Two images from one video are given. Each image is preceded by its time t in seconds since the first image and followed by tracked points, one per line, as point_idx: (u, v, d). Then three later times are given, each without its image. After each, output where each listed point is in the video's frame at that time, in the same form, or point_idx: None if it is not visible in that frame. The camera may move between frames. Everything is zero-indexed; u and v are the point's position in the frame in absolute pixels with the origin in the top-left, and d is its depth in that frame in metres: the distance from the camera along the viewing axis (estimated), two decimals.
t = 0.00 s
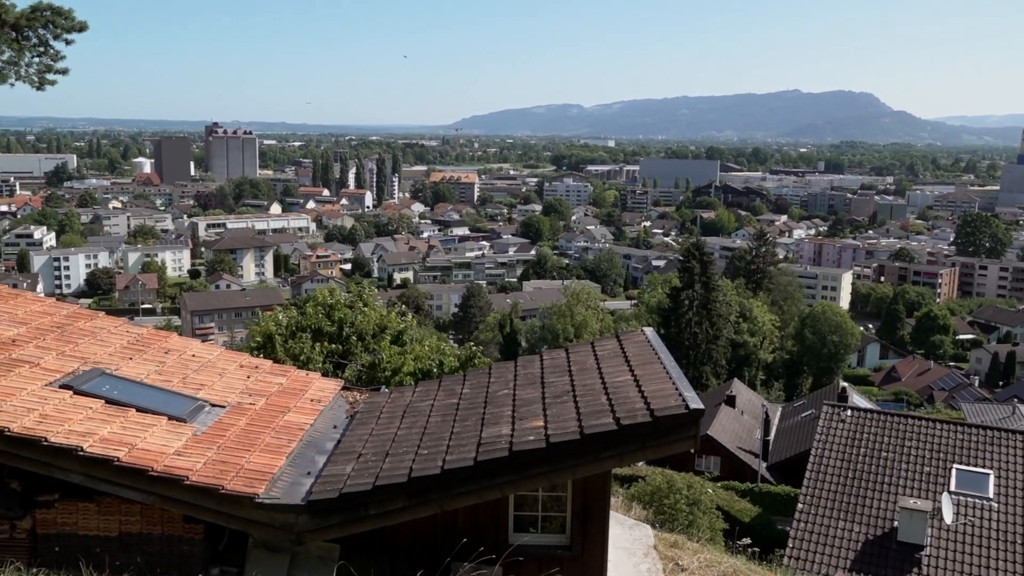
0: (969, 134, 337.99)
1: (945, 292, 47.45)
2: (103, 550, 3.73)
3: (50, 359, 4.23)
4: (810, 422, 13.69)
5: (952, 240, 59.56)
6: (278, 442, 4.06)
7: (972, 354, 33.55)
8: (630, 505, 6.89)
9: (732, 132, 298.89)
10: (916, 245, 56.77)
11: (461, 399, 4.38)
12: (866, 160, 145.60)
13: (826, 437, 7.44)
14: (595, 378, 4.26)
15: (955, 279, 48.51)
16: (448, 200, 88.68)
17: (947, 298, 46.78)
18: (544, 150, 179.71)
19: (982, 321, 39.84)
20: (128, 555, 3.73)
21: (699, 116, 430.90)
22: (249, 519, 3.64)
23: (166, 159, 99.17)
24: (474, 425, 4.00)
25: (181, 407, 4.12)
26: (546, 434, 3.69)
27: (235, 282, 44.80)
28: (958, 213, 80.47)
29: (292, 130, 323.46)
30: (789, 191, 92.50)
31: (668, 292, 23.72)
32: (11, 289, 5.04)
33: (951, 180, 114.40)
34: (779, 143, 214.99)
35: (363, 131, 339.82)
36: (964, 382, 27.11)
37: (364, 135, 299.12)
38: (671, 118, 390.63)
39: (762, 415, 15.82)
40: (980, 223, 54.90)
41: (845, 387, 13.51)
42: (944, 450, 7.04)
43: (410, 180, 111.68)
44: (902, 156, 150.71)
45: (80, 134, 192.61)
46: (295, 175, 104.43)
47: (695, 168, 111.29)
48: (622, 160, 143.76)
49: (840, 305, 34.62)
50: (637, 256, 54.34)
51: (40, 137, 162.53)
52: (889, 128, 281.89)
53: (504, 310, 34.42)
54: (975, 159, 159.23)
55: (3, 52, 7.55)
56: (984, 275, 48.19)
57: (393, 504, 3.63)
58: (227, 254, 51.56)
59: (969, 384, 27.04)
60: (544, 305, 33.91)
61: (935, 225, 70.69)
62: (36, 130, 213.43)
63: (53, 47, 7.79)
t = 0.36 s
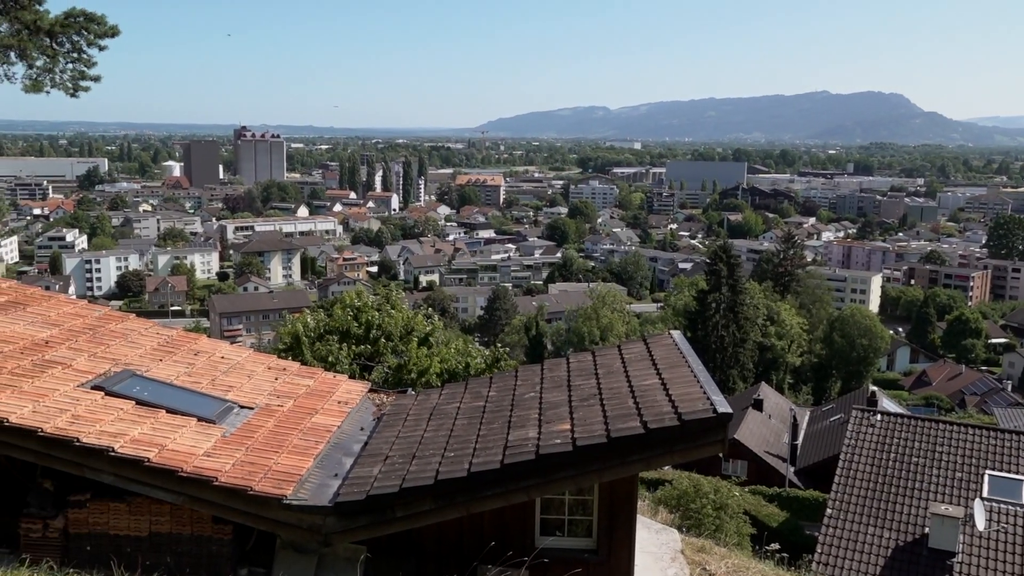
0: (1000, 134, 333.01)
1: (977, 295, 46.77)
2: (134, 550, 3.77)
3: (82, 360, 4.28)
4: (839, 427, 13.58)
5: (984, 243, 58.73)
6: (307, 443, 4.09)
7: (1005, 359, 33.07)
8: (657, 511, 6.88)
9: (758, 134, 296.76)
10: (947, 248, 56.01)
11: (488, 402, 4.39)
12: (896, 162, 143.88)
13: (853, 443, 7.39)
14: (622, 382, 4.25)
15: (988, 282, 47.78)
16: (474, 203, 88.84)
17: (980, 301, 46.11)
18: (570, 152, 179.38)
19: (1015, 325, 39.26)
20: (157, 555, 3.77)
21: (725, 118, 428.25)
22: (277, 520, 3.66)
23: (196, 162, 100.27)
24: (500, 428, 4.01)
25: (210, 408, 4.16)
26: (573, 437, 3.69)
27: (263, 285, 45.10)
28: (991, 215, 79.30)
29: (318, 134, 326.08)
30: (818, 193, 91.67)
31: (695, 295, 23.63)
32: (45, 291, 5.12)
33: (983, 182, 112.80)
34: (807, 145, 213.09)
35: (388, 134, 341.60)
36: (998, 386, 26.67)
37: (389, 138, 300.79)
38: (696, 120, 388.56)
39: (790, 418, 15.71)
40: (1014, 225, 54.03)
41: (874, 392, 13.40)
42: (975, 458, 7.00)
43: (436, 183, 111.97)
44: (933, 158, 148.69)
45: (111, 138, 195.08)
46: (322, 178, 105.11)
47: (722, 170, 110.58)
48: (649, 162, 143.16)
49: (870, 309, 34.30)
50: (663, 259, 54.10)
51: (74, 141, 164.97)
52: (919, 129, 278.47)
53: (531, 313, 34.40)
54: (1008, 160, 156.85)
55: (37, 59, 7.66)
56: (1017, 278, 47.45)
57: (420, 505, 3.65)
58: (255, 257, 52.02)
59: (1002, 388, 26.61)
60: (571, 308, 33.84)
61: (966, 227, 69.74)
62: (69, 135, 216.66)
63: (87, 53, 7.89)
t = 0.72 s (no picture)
0: None
1: (1010, 300, 46.06)
2: (163, 550, 3.80)
3: (112, 363, 4.33)
4: (868, 433, 13.44)
5: (1016, 246, 57.82)
6: (334, 445, 4.11)
7: None
8: (682, 515, 6.85)
9: (784, 136, 294.62)
10: (979, 251, 55.19)
11: (513, 406, 4.38)
12: (925, 164, 142.03)
13: (881, 447, 7.33)
14: (649, 385, 4.23)
15: (1020, 286, 47.03)
16: (499, 206, 88.94)
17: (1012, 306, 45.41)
18: (596, 155, 179.01)
19: None
20: (185, 557, 3.80)
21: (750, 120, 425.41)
22: (304, 522, 3.68)
23: (224, 165, 101.26)
24: (526, 431, 4.00)
25: (237, 410, 4.19)
26: (599, 441, 3.67)
27: (290, 287, 45.42)
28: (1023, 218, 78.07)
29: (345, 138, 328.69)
30: (846, 196, 90.75)
31: (721, 299, 23.49)
32: (76, 293, 5.18)
33: (1015, 185, 111.07)
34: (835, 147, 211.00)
35: (412, 138, 343.17)
36: None
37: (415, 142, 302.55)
38: (720, 123, 386.49)
39: (817, 423, 15.56)
40: None
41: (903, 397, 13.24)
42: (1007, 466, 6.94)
43: (461, 187, 112.21)
44: (963, 160, 146.63)
45: (141, 143, 197.24)
46: (348, 181, 105.71)
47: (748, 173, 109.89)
48: (675, 165, 142.49)
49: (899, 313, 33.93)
50: (689, 263, 53.81)
51: (106, 146, 167.19)
52: (949, 130, 274.95)
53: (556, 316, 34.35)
54: None
55: (69, 63, 7.75)
56: None
57: (445, 508, 3.65)
58: (282, 260, 52.42)
59: None
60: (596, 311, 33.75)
61: (998, 231, 68.69)
62: (102, 140, 219.59)
63: (118, 58, 7.98)
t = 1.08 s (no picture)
0: None
1: None
2: (189, 552, 3.82)
3: (140, 366, 4.38)
4: (896, 440, 13.33)
5: None
6: (358, 448, 4.12)
7: None
8: (705, 521, 6.82)
9: (809, 140, 292.52)
10: (1008, 256, 54.48)
11: (537, 411, 4.38)
12: (953, 168, 140.43)
13: (909, 453, 7.32)
14: (673, 391, 4.21)
15: None
16: (522, 211, 89.08)
17: None
18: (620, 160, 178.73)
19: None
20: (210, 558, 3.82)
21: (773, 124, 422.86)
22: (329, 525, 3.69)
23: (249, 171, 102.19)
24: (550, 435, 4.00)
25: (263, 414, 4.22)
26: (623, 447, 3.66)
27: (314, 291, 45.76)
28: None
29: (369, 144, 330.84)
30: (872, 201, 89.94)
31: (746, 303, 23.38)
32: (105, 296, 5.26)
33: None
34: (862, 152, 209.24)
35: (435, 143, 344.61)
36: None
37: (439, 147, 303.77)
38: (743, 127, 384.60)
39: (843, 430, 15.40)
40: None
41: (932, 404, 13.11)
42: None
43: (485, 191, 112.37)
44: (993, 164, 144.75)
45: (169, 148, 198.91)
46: (372, 186, 106.28)
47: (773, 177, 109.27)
48: (699, 169, 141.91)
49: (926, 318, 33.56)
50: (714, 267, 53.60)
51: (135, 152, 169.25)
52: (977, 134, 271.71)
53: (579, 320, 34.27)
54: None
55: (99, 68, 7.86)
56: None
57: (468, 514, 3.64)
58: (306, 264, 52.80)
59: None
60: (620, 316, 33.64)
61: None
62: (131, 145, 221.99)
63: (146, 63, 8.06)
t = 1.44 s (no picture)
0: None
1: None
2: (213, 554, 3.85)
3: (166, 367, 4.42)
4: (921, 448, 13.21)
5: None
6: (380, 453, 4.14)
7: None
8: (729, 529, 6.80)
9: (832, 145, 290.51)
10: None
11: (559, 415, 4.38)
12: (980, 173, 138.79)
13: (935, 463, 7.29)
14: (696, 397, 4.20)
15: None
16: (544, 216, 89.10)
17: None
18: (642, 165, 178.15)
19: None
20: (233, 561, 3.85)
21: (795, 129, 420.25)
22: (351, 528, 3.70)
23: (273, 175, 103.01)
24: (572, 441, 3.99)
25: (286, 417, 4.24)
26: (645, 453, 3.65)
27: (337, 295, 45.98)
28: None
29: (391, 149, 332.47)
30: (897, 206, 89.07)
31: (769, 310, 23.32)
32: (132, 298, 5.31)
33: None
34: (887, 157, 207.42)
35: (456, 148, 345.83)
36: None
37: (460, 152, 304.52)
38: (765, 132, 382.65)
39: (867, 437, 15.27)
40: None
41: (957, 412, 12.98)
42: None
43: (507, 196, 112.45)
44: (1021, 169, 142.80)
45: (194, 153, 200.78)
46: (394, 191, 106.72)
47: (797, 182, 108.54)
48: (721, 175, 141.32)
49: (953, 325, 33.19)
50: (736, 273, 53.33)
51: (161, 157, 171.21)
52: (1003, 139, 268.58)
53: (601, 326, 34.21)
54: None
55: (127, 75, 7.96)
56: None
57: (490, 518, 3.64)
58: (329, 268, 53.10)
59: None
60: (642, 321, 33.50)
61: None
62: (157, 150, 224.36)
63: (173, 67, 8.14)
